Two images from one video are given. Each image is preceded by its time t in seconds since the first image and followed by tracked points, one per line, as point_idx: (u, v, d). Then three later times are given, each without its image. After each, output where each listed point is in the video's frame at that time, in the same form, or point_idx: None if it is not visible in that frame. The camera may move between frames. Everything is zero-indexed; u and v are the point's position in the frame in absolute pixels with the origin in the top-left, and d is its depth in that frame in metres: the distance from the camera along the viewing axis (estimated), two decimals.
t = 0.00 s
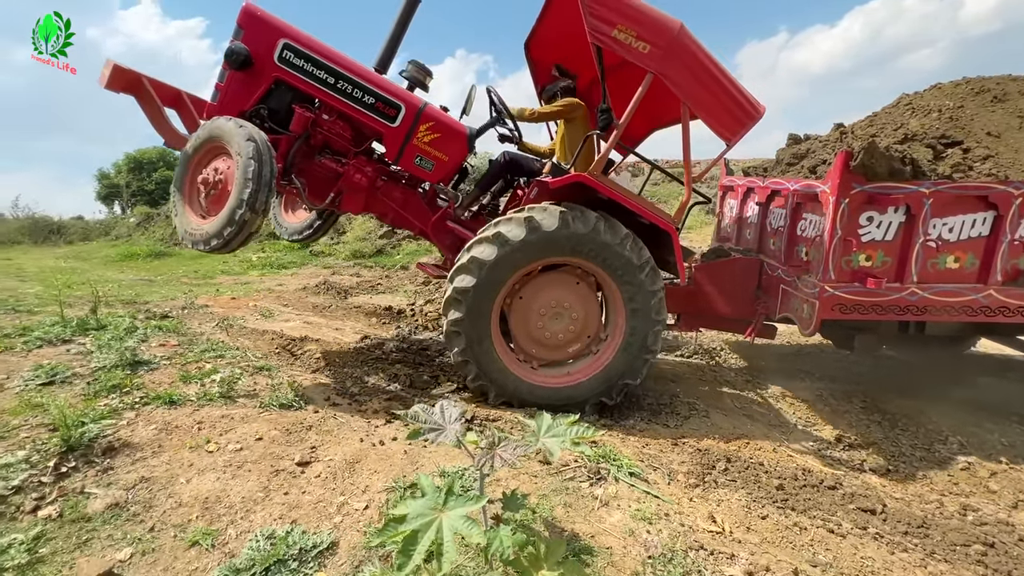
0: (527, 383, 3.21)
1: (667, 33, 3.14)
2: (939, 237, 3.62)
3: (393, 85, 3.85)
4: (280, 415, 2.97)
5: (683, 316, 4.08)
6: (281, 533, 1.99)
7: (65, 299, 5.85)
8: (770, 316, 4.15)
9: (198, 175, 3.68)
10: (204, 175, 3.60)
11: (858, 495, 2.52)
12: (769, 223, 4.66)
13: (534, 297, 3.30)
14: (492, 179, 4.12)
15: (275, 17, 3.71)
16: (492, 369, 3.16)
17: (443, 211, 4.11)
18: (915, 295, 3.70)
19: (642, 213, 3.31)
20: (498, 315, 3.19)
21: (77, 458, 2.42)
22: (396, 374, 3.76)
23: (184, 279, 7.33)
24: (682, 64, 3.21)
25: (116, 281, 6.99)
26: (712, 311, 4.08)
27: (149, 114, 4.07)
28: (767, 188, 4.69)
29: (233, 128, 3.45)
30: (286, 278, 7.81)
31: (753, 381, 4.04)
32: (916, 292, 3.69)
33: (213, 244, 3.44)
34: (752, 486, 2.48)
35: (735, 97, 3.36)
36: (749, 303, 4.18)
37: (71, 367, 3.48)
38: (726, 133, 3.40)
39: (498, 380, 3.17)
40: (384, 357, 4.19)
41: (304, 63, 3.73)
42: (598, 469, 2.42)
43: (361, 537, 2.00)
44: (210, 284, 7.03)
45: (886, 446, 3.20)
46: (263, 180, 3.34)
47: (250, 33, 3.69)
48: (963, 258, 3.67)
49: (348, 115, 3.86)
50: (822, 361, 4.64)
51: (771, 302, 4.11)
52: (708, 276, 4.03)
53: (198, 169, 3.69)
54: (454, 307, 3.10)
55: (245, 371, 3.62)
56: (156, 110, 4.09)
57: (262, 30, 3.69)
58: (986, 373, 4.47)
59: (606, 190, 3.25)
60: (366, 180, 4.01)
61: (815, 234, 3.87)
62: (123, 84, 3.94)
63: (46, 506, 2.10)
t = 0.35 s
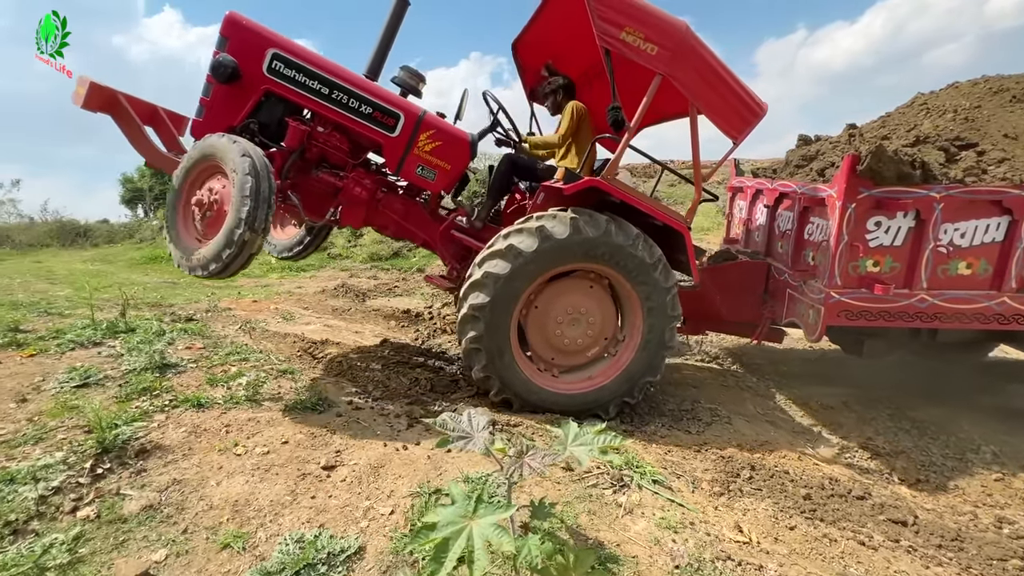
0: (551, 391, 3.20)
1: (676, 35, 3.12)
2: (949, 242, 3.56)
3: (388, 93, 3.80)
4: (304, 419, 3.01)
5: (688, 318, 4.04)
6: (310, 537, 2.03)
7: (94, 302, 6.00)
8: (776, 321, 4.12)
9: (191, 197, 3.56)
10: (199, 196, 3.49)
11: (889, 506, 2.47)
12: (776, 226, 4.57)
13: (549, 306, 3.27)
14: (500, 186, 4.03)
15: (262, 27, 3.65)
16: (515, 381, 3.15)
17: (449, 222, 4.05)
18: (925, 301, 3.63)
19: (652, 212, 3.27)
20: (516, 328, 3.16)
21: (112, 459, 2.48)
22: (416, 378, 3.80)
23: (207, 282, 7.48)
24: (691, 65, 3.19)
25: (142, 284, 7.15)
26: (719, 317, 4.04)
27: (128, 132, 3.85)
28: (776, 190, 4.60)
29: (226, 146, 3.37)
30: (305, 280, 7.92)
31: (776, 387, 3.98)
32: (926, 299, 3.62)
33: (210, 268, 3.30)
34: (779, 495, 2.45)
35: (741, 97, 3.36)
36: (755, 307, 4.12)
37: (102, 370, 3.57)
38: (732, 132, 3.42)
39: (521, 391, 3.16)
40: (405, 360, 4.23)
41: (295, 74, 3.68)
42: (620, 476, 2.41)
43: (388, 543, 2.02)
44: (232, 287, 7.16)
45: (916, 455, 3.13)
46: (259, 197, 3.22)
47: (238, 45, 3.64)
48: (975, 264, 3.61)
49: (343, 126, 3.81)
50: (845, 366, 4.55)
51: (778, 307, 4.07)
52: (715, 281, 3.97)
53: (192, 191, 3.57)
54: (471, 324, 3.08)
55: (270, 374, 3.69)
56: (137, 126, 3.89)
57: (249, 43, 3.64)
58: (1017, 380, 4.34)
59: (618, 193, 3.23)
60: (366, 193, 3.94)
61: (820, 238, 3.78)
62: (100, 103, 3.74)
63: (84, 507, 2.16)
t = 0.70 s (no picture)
0: (577, 394, 3.19)
1: (680, 29, 3.11)
2: (968, 243, 3.46)
3: (384, 107, 3.76)
4: (329, 418, 3.05)
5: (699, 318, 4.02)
6: (338, 535, 2.06)
7: (122, 300, 6.16)
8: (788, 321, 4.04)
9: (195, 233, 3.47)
10: (204, 230, 3.40)
11: (920, 513, 2.42)
12: (790, 224, 4.46)
13: (571, 310, 3.24)
14: (500, 196, 4.05)
15: (246, 47, 3.55)
16: (541, 387, 3.12)
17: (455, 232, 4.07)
18: (942, 303, 3.54)
19: (667, 209, 3.27)
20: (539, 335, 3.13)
21: (145, 456, 2.55)
22: (437, 378, 3.83)
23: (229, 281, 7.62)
24: (695, 58, 3.19)
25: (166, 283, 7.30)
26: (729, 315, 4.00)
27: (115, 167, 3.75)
28: (791, 187, 4.49)
29: (228, 175, 3.30)
30: (323, 280, 8.01)
31: (799, 390, 3.92)
32: (943, 301, 3.53)
33: (228, 304, 3.22)
34: (807, 499, 2.41)
35: (744, 86, 3.39)
36: (768, 307, 4.08)
37: (133, 369, 3.66)
38: (738, 122, 3.45)
39: (547, 396, 3.13)
40: (426, 360, 4.27)
41: (287, 93, 3.61)
42: (644, 478, 2.40)
43: (414, 542, 2.04)
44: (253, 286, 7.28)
45: (947, 460, 3.06)
46: (271, 223, 3.17)
47: (222, 67, 3.53)
48: (995, 265, 3.51)
49: (340, 144, 3.77)
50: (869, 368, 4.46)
51: (790, 306, 4.00)
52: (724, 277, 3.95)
53: (195, 226, 3.48)
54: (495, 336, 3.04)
55: (294, 373, 3.75)
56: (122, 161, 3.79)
57: (235, 65, 3.53)
58: None
59: (633, 193, 3.18)
60: (370, 211, 3.92)
61: (834, 238, 3.69)
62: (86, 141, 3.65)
63: (120, 502, 2.21)
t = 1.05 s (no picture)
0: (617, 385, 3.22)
1: (661, 6, 3.07)
2: (998, 233, 3.40)
3: (368, 116, 3.82)
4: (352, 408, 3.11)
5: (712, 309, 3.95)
6: (366, 520, 2.11)
7: (148, 294, 6.31)
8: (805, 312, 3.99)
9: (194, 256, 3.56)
10: (203, 251, 3.47)
11: (946, 507, 2.41)
12: (810, 213, 4.43)
13: (573, 318, 3.26)
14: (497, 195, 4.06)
15: (226, 71, 3.61)
16: (584, 396, 3.16)
17: (454, 234, 4.05)
18: (969, 295, 3.50)
19: (673, 191, 3.25)
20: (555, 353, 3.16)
21: (177, 442, 2.63)
22: (456, 370, 3.88)
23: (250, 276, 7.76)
24: (680, 32, 3.14)
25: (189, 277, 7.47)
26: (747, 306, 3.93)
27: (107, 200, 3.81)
28: (810, 175, 4.45)
29: (220, 194, 3.39)
30: (341, 275, 8.12)
31: (819, 385, 3.88)
32: (970, 292, 3.49)
33: (233, 320, 3.27)
34: (830, 492, 2.41)
35: (734, 56, 3.31)
36: (784, 298, 4.01)
37: (162, 359, 3.77)
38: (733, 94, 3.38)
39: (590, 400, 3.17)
40: (445, 353, 4.33)
41: (272, 113, 3.69)
42: (665, 469, 2.41)
43: (440, 528, 2.08)
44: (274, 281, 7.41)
45: (974, 456, 3.01)
46: (270, 235, 3.25)
47: (205, 95, 3.60)
48: None
49: (330, 158, 3.84)
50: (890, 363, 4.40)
51: (808, 297, 3.95)
52: (740, 267, 3.88)
53: (193, 250, 3.57)
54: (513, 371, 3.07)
55: (316, 365, 3.82)
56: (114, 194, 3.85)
57: (219, 92, 3.61)
58: None
59: (634, 178, 3.16)
60: (367, 222, 3.95)
61: (858, 227, 3.66)
62: (79, 175, 3.77)
63: (156, 485, 2.29)
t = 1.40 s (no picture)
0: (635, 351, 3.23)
1: None
2: None
3: (349, 120, 3.88)
4: (369, 396, 3.16)
5: (722, 299, 3.97)
6: (386, 504, 2.15)
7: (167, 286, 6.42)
8: (825, 303, 3.97)
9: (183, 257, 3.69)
10: (189, 253, 3.59)
11: (966, 500, 2.39)
12: (830, 198, 4.40)
13: (555, 322, 3.31)
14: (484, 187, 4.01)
15: (211, 89, 3.72)
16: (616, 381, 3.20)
17: (439, 228, 4.09)
18: (1005, 286, 3.39)
19: (640, 164, 3.18)
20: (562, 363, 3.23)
21: (201, 427, 2.69)
22: (470, 361, 3.92)
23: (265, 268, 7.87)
24: None
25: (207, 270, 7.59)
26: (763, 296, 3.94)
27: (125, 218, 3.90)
28: (830, 159, 4.40)
29: (201, 200, 3.52)
30: (354, 268, 8.19)
31: (835, 378, 3.85)
32: (1007, 284, 3.38)
33: (212, 317, 3.36)
34: (848, 483, 2.40)
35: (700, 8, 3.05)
36: (799, 288, 3.99)
37: (183, 348, 3.85)
38: (705, 52, 3.15)
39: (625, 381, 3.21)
40: (459, 344, 4.37)
41: (256, 125, 3.76)
42: (680, 458, 2.42)
43: (459, 512, 2.12)
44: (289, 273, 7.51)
45: (994, 450, 2.98)
46: (242, 237, 3.30)
47: (194, 114, 3.70)
48: None
49: (315, 164, 3.90)
50: (908, 356, 4.33)
51: (827, 287, 3.93)
52: (754, 256, 3.87)
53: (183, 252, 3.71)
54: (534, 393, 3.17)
55: (333, 354, 3.88)
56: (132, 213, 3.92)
57: (206, 109, 3.71)
58: None
59: (599, 155, 3.12)
60: (354, 223, 3.94)
61: (891, 214, 3.58)
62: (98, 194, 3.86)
63: (182, 469, 2.35)
